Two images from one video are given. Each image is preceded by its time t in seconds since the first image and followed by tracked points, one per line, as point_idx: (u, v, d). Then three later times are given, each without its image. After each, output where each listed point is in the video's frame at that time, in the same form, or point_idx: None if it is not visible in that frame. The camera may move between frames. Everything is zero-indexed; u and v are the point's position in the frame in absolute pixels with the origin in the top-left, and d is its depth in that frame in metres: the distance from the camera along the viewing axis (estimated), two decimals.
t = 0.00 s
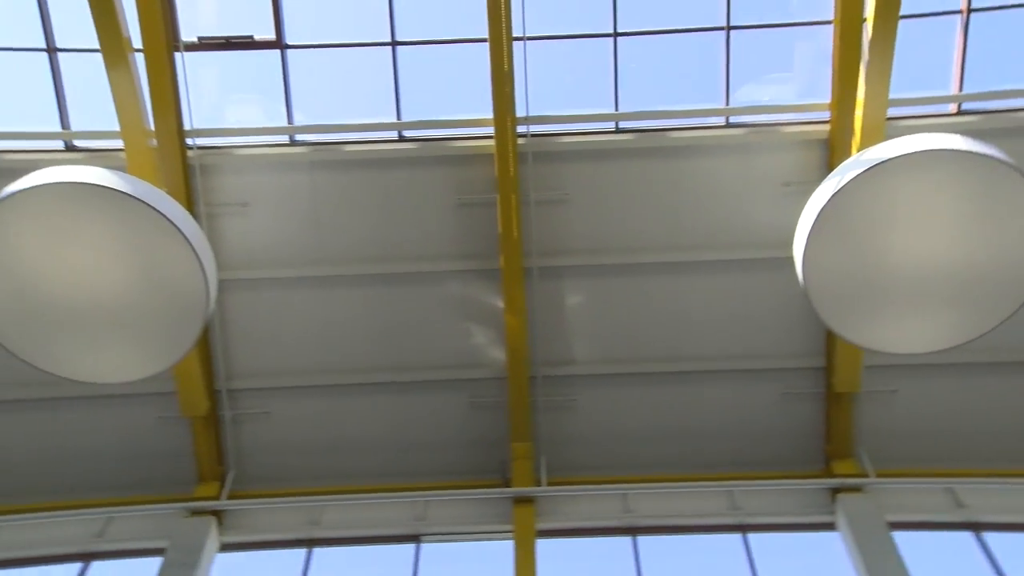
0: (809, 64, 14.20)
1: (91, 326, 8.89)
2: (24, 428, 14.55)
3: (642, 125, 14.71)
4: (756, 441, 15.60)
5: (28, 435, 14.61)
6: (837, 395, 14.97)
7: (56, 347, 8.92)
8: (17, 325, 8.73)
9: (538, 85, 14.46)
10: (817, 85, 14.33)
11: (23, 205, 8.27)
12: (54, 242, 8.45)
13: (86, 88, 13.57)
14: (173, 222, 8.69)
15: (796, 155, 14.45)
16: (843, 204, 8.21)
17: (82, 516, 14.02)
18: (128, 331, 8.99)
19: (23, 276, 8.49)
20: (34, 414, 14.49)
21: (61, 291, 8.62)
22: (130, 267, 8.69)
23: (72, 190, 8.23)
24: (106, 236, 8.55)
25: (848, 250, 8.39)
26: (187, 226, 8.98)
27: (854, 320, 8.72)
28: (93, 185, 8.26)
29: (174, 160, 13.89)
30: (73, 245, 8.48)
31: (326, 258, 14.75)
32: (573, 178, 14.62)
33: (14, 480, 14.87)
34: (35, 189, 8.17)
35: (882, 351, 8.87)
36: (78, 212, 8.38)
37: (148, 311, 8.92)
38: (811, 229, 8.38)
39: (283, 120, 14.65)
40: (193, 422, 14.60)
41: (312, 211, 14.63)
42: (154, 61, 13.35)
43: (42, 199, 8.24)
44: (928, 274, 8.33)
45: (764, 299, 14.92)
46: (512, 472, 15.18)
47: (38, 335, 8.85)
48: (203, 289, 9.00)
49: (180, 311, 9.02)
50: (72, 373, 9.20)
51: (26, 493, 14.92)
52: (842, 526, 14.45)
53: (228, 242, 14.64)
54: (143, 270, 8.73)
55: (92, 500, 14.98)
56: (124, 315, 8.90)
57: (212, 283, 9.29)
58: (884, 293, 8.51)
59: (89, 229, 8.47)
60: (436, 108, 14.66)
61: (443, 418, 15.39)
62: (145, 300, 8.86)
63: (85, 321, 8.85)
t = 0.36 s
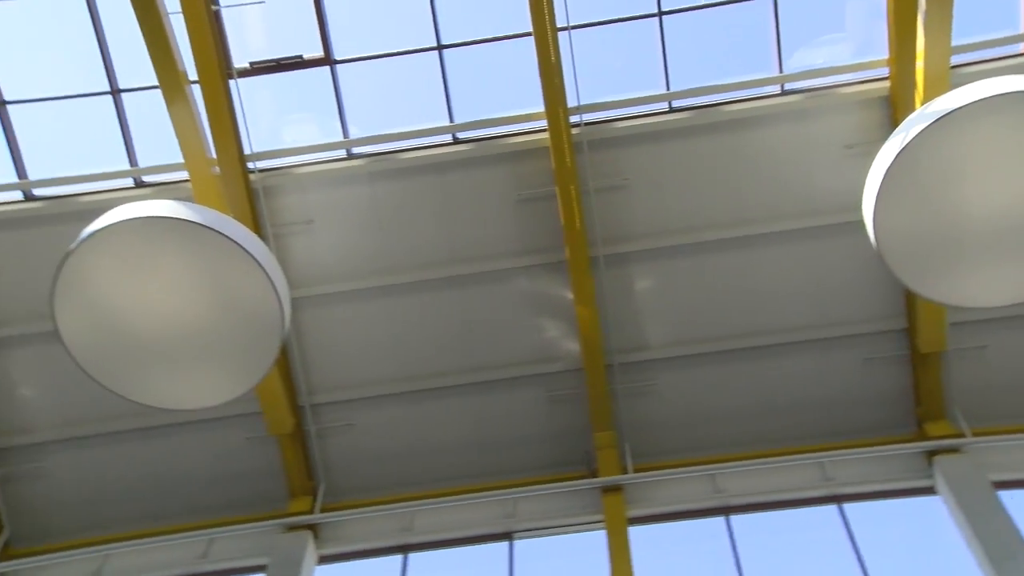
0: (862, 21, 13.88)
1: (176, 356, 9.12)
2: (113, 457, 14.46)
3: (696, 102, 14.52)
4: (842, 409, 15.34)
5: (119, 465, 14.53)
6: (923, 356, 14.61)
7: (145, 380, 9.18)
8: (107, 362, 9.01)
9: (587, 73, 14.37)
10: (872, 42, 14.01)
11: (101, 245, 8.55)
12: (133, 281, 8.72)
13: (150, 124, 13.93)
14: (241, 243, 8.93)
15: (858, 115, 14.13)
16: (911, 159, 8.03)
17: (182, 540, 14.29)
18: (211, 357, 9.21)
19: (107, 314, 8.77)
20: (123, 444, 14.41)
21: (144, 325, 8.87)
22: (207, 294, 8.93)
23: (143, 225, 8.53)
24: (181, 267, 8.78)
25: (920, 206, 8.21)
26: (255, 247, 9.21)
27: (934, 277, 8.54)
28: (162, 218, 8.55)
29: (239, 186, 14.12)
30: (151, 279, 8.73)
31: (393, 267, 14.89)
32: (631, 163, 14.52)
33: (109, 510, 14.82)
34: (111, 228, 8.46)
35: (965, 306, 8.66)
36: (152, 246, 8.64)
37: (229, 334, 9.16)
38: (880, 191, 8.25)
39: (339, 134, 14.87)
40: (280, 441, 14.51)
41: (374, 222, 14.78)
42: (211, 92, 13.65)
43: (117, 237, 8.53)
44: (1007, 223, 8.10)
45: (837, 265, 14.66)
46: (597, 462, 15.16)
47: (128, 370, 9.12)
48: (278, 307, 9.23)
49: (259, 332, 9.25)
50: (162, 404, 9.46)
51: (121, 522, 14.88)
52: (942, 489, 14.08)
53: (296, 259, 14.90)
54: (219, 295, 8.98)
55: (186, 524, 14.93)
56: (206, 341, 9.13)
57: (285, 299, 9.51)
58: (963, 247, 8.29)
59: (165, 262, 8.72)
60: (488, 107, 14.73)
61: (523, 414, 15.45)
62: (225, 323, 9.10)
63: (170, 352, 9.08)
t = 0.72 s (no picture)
0: None
1: (251, 375, 9.33)
2: (201, 478, 14.76)
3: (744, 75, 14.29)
4: (923, 373, 15.03)
5: (207, 486, 14.82)
6: (1004, 310, 14.31)
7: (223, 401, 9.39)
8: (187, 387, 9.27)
9: (631, 57, 14.23)
10: None
11: (169, 273, 8.79)
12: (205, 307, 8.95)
13: (207, 150, 14.17)
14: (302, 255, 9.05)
15: (913, 72, 13.81)
16: (973, 111, 7.84)
17: (274, 554, 14.58)
18: (284, 373, 9.39)
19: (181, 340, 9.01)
20: (209, 464, 14.70)
21: (218, 347, 9.09)
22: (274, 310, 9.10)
23: (205, 251, 8.73)
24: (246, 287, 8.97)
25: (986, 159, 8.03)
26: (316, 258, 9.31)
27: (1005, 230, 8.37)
28: (222, 240, 8.73)
29: (296, 203, 14.37)
30: (218, 301, 8.93)
31: (454, 268, 14.96)
32: (684, 142, 14.33)
33: (200, 530, 15.06)
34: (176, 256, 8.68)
35: None
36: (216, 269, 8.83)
37: (300, 349, 9.31)
38: (942, 152, 8.12)
39: (389, 142, 14.97)
40: (359, 450, 14.63)
41: (432, 225, 14.85)
42: (262, 113, 13.83)
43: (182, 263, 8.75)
44: None
45: (905, 226, 14.35)
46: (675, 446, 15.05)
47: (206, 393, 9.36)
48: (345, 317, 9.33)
49: (327, 343, 9.38)
50: (242, 423, 9.69)
51: (213, 541, 15.13)
52: None
53: (358, 270, 15.02)
54: (287, 308, 9.12)
55: (276, 539, 15.15)
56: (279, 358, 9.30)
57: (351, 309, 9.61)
58: None
59: (230, 283, 8.91)
60: (534, 101, 14.72)
61: (597, 404, 15.42)
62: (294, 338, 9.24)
63: (245, 371, 9.29)
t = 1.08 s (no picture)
0: None
1: (324, 386, 9.62)
2: (287, 492, 15.04)
3: (792, 43, 14.04)
4: (1002, 329, 14.68)
5: (294, 499, 15.08)
6: None
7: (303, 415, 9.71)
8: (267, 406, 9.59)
9: (675, 37, 14.07)
10: None
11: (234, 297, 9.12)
12: (272, 327, 9.24)
13: (263, 170, 14.40)
14: (354, 263, 9.31)
15: (967, 22, 13.44)
16: None
17: (365, 560, 14.81)
18: (357, 380, 9.66)
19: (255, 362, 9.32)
20: (294, 478, 14.97)
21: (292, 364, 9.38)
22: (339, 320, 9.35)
23: (263, 273, 9.05)
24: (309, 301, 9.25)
25: None
26: (370, 263, 9.56)
27: None
28: (278, 260, 9.03)
29: (354, 214, 14.42)
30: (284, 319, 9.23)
31: (516, 265, 14.96)
32: (737, 117, 14.13)
33: (291, 543, 15.33)
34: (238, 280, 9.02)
35: None
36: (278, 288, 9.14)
37: (369, 354, 9.55)
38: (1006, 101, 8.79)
39: (440, 146, 15.00)
40: (438, 453, 14.73)
41: (489, 224, 14.85)
42: (313, 128, 14.02)
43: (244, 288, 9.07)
44: None
45: (972, 181, 14.02)
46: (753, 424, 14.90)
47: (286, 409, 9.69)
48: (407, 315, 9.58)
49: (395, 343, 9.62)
50: (325, 433, 9.99)
51: (304, 553, 15.38)
52: None
53: (420, 275, 15.12)
54: (350, 317, 9.38)
55: (365, 546, 15.36)
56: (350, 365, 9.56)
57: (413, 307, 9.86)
58: None
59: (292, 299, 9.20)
60: (580, 91, 14.63)
61: (670, 388, 15.34)
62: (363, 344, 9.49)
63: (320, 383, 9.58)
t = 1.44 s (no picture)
0: None
1: (402, 392, 9.66)
2: (377, 501, 15.21)
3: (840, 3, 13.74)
4: None
5: (384, 507, 15.25)
6: None
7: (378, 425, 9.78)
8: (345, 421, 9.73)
9: (719, 10, 13.86)
10: None
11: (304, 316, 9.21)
12: (344, 340, 9.31)
13: (322, 186, 14.56)
14: (416, 268, 9.29)
15: None
16: None
17: (459, 562, 14.92)
18: (433, 383, 9.67)
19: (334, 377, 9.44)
20: (382, 485, 15.13)
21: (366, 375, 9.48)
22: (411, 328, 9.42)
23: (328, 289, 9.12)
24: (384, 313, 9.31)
25: None
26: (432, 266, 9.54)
27: None
28: (340, 275, 9.08)
29: (415, 221, 14.48)
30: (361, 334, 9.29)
31: (580, 255, 14.88)
32: (791, 84, 13.87)
33: (385, 550, 15.53)
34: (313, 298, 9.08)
35: None
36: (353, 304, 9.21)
37: (444, 357, 9.57)
38: None
39: (493, 145, 14.98)
40: (520, 450, 14.76)
41: (550, 218, 14.78)
42: (366, 139, 14.16)
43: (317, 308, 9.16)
44: None
45: None
46: (836, 394, 14.67)
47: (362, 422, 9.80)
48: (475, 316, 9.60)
49: (469, 342, 9.62)
50: (409, 439, 10.02)
51: (398, 559, 15.57)
52: None
53: (486, 275, 15.14)
54: (418, 321, 9.40)
55: (457, 547, 15.47)
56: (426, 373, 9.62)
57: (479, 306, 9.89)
58: None
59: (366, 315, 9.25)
60: (628, 75, 14.47)
61: (747, 365, 15.16)
62: (438, 348, 9.52)
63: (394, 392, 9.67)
